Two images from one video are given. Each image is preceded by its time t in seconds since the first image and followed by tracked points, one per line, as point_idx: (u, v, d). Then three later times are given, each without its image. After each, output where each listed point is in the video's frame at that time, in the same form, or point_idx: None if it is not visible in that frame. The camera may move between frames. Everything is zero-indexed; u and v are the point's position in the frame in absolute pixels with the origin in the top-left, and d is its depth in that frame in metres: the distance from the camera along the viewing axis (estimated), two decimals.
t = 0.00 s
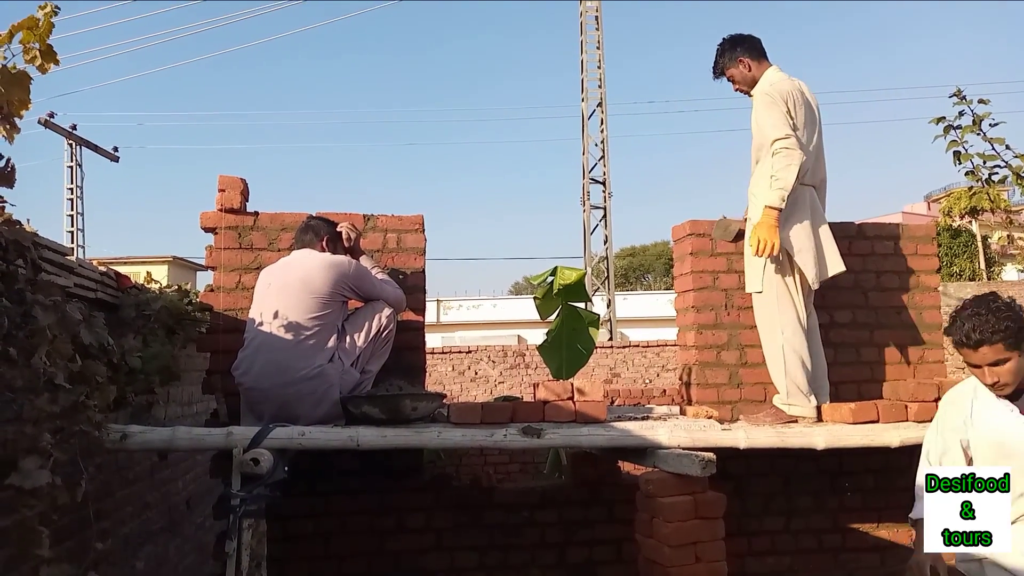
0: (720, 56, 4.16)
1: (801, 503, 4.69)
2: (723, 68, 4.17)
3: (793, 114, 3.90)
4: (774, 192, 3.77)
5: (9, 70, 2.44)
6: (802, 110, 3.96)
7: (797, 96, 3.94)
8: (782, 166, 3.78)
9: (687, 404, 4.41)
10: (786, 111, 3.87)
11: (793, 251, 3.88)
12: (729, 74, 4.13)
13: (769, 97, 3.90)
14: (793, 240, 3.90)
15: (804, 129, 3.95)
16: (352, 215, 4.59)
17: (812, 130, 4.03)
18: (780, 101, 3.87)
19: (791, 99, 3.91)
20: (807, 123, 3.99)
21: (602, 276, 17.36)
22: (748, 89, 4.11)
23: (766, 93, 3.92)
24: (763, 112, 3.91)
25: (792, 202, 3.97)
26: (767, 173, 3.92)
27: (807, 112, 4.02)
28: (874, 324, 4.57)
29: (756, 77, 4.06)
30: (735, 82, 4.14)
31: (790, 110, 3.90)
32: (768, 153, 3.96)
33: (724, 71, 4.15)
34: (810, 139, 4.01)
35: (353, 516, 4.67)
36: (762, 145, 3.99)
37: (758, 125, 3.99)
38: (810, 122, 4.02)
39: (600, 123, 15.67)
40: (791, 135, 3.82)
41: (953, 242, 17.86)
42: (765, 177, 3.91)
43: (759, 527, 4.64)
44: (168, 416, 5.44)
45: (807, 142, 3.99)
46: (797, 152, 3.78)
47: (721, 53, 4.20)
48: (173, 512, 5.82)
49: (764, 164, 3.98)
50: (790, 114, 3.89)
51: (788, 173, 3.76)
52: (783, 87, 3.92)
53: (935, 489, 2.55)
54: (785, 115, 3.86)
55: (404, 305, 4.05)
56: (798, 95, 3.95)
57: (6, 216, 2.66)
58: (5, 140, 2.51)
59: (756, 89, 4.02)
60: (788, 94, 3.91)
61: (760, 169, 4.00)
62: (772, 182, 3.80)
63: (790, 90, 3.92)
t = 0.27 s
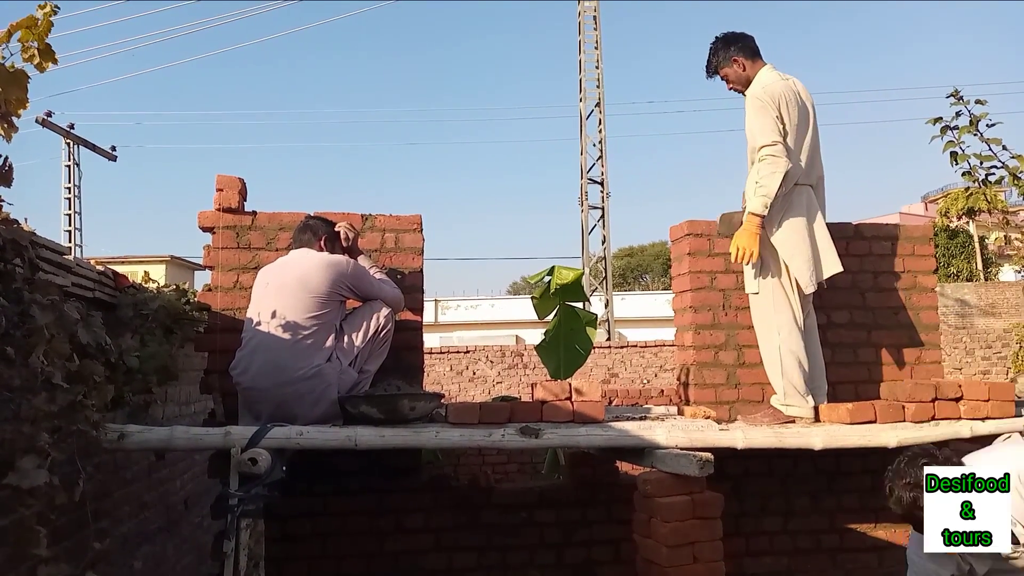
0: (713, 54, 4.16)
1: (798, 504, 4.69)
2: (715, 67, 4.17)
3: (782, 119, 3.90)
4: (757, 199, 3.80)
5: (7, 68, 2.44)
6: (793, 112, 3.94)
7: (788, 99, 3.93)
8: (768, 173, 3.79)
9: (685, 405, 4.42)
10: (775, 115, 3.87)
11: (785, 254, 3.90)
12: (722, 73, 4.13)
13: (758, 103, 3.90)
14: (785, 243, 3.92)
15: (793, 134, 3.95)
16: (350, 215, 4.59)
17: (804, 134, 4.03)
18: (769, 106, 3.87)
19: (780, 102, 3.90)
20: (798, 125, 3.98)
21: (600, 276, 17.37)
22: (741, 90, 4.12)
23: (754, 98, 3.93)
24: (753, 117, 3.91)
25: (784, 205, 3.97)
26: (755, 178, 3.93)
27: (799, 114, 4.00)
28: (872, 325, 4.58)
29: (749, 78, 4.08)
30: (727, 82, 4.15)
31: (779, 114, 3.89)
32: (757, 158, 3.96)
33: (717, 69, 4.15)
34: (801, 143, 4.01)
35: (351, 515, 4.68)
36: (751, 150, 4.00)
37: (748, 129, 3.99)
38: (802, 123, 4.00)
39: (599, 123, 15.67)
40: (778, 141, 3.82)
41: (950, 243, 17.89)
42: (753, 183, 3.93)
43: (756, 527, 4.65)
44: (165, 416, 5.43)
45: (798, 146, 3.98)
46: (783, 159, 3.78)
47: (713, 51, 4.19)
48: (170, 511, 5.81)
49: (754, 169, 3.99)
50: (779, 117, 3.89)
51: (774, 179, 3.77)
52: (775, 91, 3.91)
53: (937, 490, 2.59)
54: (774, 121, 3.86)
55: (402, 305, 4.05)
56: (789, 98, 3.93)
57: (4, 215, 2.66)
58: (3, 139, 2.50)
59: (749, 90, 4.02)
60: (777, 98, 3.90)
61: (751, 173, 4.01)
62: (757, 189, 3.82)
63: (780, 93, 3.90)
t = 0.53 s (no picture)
0: (710, 51, 4.16)
1: (798, 503, 4.69)
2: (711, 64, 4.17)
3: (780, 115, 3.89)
4: (763, 194, 3.79)
5: (8, 68, 2.44)
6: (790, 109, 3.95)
7: (785, 95, 3.92)
8: (769, 168, 3.79)
9: (685, 404, 4.42)
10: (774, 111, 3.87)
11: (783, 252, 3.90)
12: (719, 72, 4.14)
13: (755, 99, 3.90)
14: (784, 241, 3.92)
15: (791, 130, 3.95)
16: (351, 213, 4.59)
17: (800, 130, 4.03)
18: (767, 102, 3.86)
19: (779, 98, 3.90)
20: (795, 122, 3.98)
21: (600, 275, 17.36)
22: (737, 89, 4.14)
23: (752, 94, 3.92)
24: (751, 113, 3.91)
25: (783, 202, 3.98)
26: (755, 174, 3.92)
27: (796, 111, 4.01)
28: (872, 324, 4.58)
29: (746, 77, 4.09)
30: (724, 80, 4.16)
31: (778, 110, 3.89)
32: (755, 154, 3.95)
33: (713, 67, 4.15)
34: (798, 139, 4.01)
35: (352, 514, 4.68)
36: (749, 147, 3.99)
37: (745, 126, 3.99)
38: (798, 120, 4.01)
39: (599, 122, 15.66)
40: (777, 136, 3.82)
41: (951, 242, 17.90)
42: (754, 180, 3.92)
43: (756, 526, 4.65)
44: (165, 415, 5.43)
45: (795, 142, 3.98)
46: (784, 153, 3.79)
47: (709, 48, 4.19)
48: (170, 510, 5.81)
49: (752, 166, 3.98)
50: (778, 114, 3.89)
51: (778, 174, 3.77)
52: (772, 87, 3.91)
53: (937, 490, 3.16)
54: (773, 117, 3.85)
55: (402, 304, 4.05)
56: (787, 94, 3.94)
57: (5, 214, 2.66)
58: (4, 138, 2.50)
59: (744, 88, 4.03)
60: (776, 94, 3.90)
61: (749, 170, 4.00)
62: (761, 185, 3.81)
63: (778, 89, 3.90)
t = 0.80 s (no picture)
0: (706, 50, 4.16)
1: (800, 502, 4.69)
2: (707, 64, 4.17)
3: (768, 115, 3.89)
4: (750, 195, 3.79)
5: (10, 68, 2.44)
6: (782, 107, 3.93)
7: (775, 94, 3.90)
8: (755, 168, 3.79)
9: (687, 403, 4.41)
10: (763, 111, 3.86)
11: (778, 252, 3.91)
12: (716, 71, 4.14)
13: (744, 100, 3.90)
14: (780, 240, 3.93)
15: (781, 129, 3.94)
16: (352, 213, 4.59)
17: (795, 128, 4.01)
18: (756, 102, 3.86)
19: (768, 97, 3.89)
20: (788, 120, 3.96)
21: (602, 274, 17.36)
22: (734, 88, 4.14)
23: (740, 95, 3.92)
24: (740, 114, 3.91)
25: (776, 202, 3.99)
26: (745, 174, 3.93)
27: (789, 109, 3.99)
28: (873, 323, 4.57)
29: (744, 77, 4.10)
30: (720, 79, 4.16)
31: (767, 108, 3.88)
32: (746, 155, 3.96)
33: (709, 67, 4.15)
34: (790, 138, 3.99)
35: (353, 513, 4.68)
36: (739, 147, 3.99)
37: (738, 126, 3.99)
38: (792, 117, 3.99)
39: (600, 121, 15.66)
40: (764, 136, 3.82)
41: (952, 241, 17.89)
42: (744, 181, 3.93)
43: (758, 525, 4.64)
44: (166, 414, 5.43)
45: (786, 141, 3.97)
46: (769, 153, 3.78)
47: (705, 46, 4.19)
48: (172, 510, 5.82)
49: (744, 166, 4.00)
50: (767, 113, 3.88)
51: (762, 174, 3.76)
52: (762, 87, 3.90)
53: (936, 489, 2.93)
54: (761, 117, 3.85)
55: (403, 303, 4.04)
56: (778, 92, 3.92)
57: (6, 213, 2.66)
58: (5, 137, 2.50)
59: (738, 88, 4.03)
60: (765, 93, 3.89)
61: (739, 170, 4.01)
62: (747, 185, 3.81)
63: (768, 87, 3.89)
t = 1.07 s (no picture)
0: (708, 48, 4.11)
1: (798, 502, 4.69)
2: (708, 61, 4.12)
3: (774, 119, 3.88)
4: (751, 199, 3.80)
5: (9, 66, 2.44)
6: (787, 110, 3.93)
7: (781, 98, 3.89)
8: (759, 173, 3.79)
9: (686, 403, 4.41)
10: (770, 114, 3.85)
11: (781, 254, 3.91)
12: (716, 71, 4.10)
13: (750, 103, 3.89)
14: (782, 242, 3.93)
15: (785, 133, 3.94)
16: (352, 212, 4.59)
17: (797, 131, 4.01)
18: (762, 106, 3.85)
19: (775, 100, 3.87)
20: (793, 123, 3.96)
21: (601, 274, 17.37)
22: (731, 89, 4.12)
23: (746, 98, 3.91)
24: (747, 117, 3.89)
25: (780, 205, 3.98)
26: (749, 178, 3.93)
27: (794, 111, 3.98)
28: (872, 324, 4.57)
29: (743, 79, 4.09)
30: (718, 80, 4.13)
31: (773, 112, 3.87)
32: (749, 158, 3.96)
33: (710, 65, 4.11)
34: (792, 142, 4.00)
35: (352, 512, 4.68)
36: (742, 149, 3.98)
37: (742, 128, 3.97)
38: (794, 120, 3.99)
39: (600, 121, 15.66)
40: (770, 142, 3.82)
41: (951, 242, 17.91)
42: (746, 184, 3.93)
43: (756, 525, 4.65)
44: (166, 413, 5.43)
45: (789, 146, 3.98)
46: (775, 158, 3.79)
47: (707, 44, 4.14)
48: (171, 508, 5.82)
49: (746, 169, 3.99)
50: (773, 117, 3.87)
51: (766, 180, 3.77)
52: (768, 89, 3.88)
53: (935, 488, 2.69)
54: (767, 122, 3.84)
55: (403, 302, 4.04)
56: (784, 95, 3.91)
57: (6, 211, 2.66)
58: (5, 135, 2.50)
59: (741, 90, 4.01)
60: (772, 96, 3.88)
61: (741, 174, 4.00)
62: (749, 190, 3.82)
63: (775, 90, 3.87)
